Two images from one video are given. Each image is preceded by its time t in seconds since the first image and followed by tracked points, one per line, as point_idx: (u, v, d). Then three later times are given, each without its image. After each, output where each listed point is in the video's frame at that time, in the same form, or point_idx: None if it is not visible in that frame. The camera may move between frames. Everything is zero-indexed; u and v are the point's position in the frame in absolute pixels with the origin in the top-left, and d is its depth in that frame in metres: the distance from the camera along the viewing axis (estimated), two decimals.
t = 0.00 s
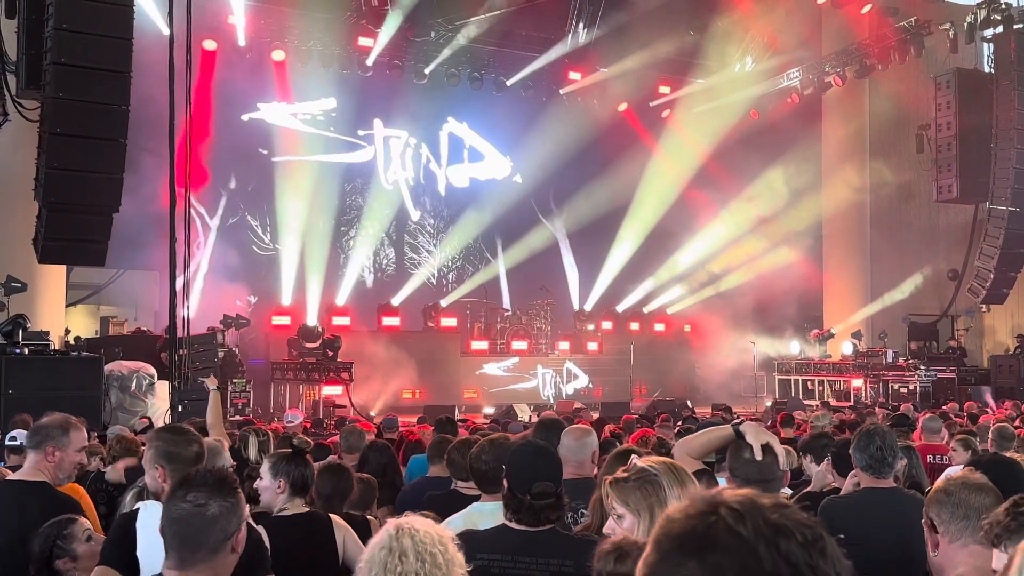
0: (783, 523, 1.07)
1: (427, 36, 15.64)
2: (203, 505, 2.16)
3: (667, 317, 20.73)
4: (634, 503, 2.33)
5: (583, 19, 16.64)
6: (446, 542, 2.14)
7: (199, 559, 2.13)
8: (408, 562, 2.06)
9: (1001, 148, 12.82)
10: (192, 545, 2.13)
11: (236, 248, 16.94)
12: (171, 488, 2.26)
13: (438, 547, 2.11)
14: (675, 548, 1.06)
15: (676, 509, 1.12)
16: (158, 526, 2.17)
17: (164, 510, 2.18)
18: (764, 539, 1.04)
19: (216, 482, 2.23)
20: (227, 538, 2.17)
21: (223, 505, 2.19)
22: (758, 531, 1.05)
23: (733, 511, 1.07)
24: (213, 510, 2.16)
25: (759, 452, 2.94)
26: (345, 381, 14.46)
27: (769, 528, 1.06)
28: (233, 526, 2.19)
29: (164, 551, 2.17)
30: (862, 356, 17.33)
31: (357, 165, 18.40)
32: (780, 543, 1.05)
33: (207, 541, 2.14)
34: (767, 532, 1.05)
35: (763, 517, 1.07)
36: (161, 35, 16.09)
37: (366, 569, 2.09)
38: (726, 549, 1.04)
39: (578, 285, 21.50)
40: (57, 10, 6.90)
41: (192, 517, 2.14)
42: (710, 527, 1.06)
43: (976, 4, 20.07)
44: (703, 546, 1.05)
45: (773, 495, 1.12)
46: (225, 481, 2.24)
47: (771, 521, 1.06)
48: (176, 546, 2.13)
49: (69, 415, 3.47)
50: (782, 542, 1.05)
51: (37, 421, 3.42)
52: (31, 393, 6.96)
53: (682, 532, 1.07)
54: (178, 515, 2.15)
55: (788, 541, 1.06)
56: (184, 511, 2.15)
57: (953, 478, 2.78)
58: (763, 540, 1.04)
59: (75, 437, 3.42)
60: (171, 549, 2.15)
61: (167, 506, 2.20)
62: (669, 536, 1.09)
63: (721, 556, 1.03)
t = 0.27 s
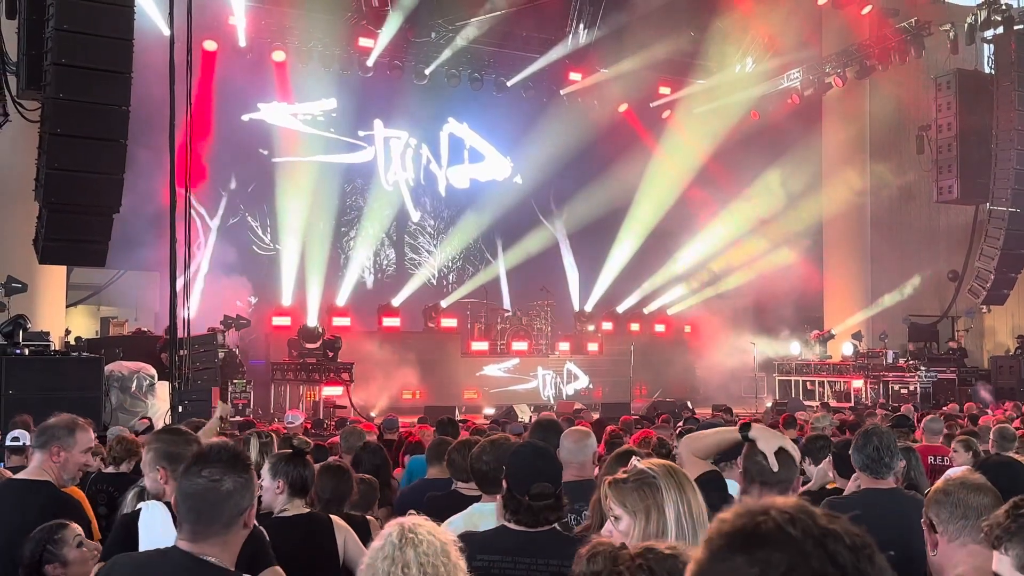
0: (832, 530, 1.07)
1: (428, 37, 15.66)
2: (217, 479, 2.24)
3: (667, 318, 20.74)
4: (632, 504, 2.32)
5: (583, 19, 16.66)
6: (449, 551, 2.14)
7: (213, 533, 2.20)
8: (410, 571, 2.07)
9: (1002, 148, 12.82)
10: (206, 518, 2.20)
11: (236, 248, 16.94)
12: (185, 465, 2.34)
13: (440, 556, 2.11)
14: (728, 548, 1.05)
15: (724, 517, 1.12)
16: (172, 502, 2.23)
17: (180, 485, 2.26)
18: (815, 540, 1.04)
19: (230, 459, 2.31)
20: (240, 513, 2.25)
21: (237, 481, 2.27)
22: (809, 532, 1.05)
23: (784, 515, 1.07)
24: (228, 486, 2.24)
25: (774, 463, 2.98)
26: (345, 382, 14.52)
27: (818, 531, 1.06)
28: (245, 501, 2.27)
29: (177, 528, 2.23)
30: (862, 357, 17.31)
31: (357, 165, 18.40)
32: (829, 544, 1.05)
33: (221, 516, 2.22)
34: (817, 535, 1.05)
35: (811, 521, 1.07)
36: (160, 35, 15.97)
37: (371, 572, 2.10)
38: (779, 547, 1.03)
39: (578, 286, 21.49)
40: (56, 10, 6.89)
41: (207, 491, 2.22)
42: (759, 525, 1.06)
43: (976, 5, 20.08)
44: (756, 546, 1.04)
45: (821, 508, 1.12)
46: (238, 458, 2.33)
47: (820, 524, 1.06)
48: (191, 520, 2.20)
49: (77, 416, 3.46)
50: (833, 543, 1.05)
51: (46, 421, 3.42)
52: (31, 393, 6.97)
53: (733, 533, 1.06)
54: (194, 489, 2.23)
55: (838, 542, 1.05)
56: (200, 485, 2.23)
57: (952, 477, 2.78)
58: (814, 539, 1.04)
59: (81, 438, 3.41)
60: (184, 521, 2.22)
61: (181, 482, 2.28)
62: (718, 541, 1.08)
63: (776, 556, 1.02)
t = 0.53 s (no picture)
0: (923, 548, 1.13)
1: (428, 37, 15.68)
2: (220, 471, 2.29)
3: (666, 318, 20.74)
4: (635, 507, 2.33)
5: (583, 20, 16.66)
6: (448, 548, 2.14)
7: (215, 524, 2.23)
8: (410, 567, 2.07)
9: (1001, 149, 12.82)
10: (209, 508, 2.23)
11: (236, 249, 16.93)
12: (189, 459, 2.39)
13: (439, 552, 2.11)
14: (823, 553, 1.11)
15: (819, 532, 1.18)
16: (176, 495, 2.27)
17: (183, 478, 2.30)
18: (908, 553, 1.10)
19: (234, 453, 2.36)
20: (242, 506, 2.28)
21: (238, 475, 2.31)
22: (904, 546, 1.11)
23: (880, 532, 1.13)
24: (230, 478, 2.29)
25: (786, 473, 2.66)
26: (345, 382, 14.51)
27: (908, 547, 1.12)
28: (246, 496, 2.31)
29: (179, 520, 2.26)
30: (862, 357, 17.32)
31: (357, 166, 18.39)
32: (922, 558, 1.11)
33: (224, 507, 2.25)
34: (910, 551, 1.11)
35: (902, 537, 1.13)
36: (160, 35, 15.97)
37: (370, 571, 2.10)
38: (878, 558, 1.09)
39: (578, 286, 21.48)
40: (56, 10, 6.89)
41: (210, 482, 2.26)
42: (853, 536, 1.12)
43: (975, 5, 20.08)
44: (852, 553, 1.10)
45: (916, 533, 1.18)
46: (241, 454, 2.38)
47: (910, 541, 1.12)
48: (193, 511, 2.23)
49: (77, 416, 3.47)
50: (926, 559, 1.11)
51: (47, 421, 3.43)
52: (32, 393, 6.97)
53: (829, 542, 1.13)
54: (196, 482, 2.27)
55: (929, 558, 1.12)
56: (203, 477, 2.27)
57: (950, 478, 2.78)
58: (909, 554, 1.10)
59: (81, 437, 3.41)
60: (187, 514, 2.25)
61: (184, 475, 2.32)
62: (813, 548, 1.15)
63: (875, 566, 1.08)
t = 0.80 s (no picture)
0: None
1: (427, 37, 15.70)
2: (220, 469, 2.29)
3: (666, 318, 20.74)
4: (638, 511, 2.32)
5: (583, 20, 16.66)
6: (446, 549, 2.14)
7: (213, 522, 2.23)
8: (406, 570, 2.07)
9: (1001, 148, 12.81)
10: (208, 506, 2.23)
11: (235, 248, 16.91)
12: (189, 457, 2.39)
13: (436, 555, 2.11)
14: None
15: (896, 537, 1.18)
16: (175, 492, 2.27)
17: (183, 475, 2.30)
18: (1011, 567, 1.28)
19: (233, 452, 2.36)
20: (240, 505, 2.28)
21: (238, 473, 2.31)
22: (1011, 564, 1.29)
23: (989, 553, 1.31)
24: (229, 477, 2.29)
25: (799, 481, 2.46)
26: (344, 382, 14.49)
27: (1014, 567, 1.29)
28: (245, 495, 2.32)
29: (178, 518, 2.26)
30: (862, 357, 17.34)
31: (356, 166, 18.37)
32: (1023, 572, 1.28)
33: (222, 506, 2.25)
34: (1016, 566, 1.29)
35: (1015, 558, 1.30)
36: (159, 35, 15.97)
37: (368, 573, 2.10)
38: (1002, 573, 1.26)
39: (578, 287, 21.48)
40: (56, 10, 6.88)
41: (209, 480, 2.26)
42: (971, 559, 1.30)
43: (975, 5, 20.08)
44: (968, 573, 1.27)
45: None
46: (241, 453, 2.38)
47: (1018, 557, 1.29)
48: (192, 509, 2.23)
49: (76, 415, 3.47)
50: None
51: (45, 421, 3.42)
52: (31, 393, 6.97)
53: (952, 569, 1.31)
54: (196, 479, 2.27)
55: None
56: (202, 475, 2.28)
57: (948, 478, 2.78)
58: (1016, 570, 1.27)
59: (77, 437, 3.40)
60: (185, 512, 2.25)
61: (184, 473, 2.32)
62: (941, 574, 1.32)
63: (994, 575, 1.21)
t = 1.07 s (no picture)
0: None
1: (427, 37, 15.71)
2: (214, 469, 2.29)
3: (665, 318, 20.74)
4: (643, 510, 2.33)
5: (582, 20, 16.65)
6: (443, 549, 2.14)
7: (207, 522, 2.23)
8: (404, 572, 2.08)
9: (1001, 148, 12.81)
10: (202, 506, 2.23)
11: (234, 248, 16.89)
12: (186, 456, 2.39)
13: (433, 554, 2.12)
14: None
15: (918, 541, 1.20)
16: (170, 491, 2.27)
17: (179, 475, 2.31)
18: None
19: (229, 452, 2.35)
20: (235, 505, 2.28)
21: (233, 473, 2.31)
22: None
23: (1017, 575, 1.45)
24: (224, 476, 2.29)
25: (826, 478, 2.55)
26: (344, 382, 14.48)
27: None
28: (240, 494, 2.31)
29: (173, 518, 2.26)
30: (861, 356, 17.36)
31: (356, 165, 18.36)
32: None
33: (217, 505, 2.25)
34: None
35: None
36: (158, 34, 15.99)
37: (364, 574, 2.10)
38: None
39: (578, 286, 21.47)
40: (55, 10, 6.87)
41: (204, 479, 2.26)
42: None
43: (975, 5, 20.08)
44: None
45: None
46: (236, 453, 2.38)
47: None
48: (187, 508, 2.23)
49: (72, 415, 3.48)
50: None
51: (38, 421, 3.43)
52: (30, 392, 6.97)
53: None
54: (191, 479, 2.27)
55: None
56: (197, 474, 2.27)
57: (949, 478, 2.77)
58: None
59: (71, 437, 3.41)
60: (180, 511, 2.25)
61: (180, 473, 2.33)
62: None
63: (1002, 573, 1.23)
